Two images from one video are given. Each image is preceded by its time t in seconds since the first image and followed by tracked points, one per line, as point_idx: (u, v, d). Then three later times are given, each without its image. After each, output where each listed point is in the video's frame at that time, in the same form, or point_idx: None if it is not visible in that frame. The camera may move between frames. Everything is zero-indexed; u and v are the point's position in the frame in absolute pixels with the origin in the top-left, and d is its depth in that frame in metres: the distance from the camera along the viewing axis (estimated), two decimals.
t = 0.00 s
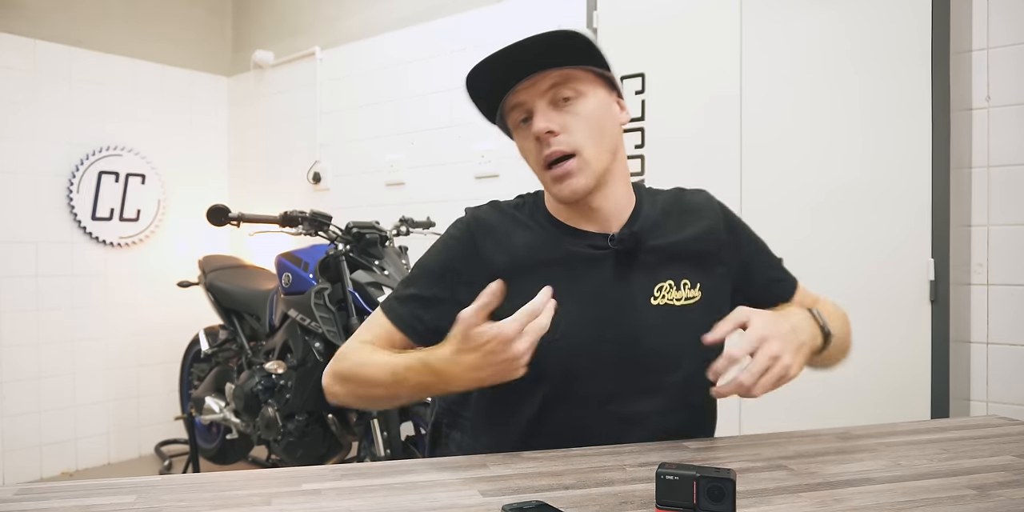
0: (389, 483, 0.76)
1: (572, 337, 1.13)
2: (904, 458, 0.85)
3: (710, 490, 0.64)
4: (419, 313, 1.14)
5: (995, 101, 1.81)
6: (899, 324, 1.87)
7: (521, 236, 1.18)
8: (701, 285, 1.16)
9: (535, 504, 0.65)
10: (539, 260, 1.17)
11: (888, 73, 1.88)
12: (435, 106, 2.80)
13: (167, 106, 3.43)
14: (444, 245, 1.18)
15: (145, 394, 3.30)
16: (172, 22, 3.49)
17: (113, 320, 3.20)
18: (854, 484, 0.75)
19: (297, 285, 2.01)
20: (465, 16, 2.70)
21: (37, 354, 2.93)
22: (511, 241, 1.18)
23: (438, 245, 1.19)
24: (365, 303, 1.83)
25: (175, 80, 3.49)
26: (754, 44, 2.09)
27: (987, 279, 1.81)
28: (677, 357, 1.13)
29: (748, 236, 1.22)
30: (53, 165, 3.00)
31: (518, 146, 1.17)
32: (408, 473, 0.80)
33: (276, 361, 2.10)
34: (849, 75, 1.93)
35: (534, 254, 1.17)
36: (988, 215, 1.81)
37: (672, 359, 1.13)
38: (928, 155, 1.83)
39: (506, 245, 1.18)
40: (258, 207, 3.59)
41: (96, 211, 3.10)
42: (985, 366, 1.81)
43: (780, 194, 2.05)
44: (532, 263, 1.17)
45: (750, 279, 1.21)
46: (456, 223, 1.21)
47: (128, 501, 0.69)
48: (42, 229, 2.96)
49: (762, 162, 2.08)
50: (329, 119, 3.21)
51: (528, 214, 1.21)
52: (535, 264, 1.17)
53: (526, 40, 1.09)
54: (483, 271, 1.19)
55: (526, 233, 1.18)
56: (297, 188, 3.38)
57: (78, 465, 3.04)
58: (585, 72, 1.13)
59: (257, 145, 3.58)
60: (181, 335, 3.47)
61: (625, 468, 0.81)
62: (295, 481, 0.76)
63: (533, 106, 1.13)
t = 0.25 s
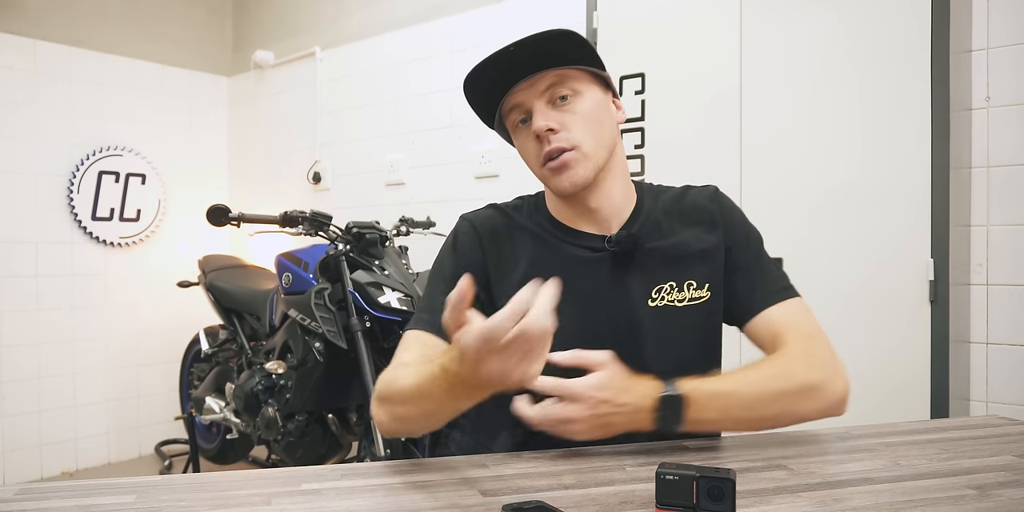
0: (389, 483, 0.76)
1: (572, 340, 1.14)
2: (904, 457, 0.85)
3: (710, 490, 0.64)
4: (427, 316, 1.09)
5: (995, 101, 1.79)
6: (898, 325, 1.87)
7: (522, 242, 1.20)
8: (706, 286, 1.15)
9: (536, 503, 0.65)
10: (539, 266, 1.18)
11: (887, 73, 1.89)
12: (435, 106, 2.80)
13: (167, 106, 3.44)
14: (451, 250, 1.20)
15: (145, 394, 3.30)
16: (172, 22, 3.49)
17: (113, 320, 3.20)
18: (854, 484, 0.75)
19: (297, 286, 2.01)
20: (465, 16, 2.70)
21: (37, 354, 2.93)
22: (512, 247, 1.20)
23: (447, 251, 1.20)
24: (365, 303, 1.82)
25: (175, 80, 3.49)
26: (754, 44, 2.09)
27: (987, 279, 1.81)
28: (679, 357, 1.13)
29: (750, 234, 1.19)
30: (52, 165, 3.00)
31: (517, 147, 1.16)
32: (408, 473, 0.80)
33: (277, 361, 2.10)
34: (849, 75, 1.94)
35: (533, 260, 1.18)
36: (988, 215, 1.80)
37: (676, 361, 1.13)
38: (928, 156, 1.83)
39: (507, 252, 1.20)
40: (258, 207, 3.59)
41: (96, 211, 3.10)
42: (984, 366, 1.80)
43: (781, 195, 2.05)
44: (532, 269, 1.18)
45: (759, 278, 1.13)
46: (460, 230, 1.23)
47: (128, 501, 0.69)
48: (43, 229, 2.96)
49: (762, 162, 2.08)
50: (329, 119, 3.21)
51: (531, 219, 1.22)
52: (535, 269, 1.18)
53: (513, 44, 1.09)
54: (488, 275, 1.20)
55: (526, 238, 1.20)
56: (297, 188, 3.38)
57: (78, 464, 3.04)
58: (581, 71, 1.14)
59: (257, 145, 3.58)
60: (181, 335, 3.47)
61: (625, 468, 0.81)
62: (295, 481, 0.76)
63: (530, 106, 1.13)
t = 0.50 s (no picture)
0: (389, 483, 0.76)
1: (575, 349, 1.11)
2: (904, 457, 0.85)
3: (710, 490, 0.64)
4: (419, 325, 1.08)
5: (994, 101, 1.79)
6: (898, 325, 1.87)
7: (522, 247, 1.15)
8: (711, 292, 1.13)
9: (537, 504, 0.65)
10: (539, 272, 1.13)
11: (887, 73, 1.89)
12: (435, 106, 2.80)
13: (166, 106, 3.43)
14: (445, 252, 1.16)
15: (145, 394, 3.30)
16: (172, 22, 3.49)
17: (113, 320, 3.20)
18: (854, 484, 0.75)
19: (297, 286, 2.01)
20: (465, 16, 2.70)
21: (37, 353, 2.93)
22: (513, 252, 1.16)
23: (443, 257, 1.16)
24: (365, 303, 1.83)
25: (175, 80, 3.49)
26: (755, 43, 2.09)
27: (986, 279, 1.81)
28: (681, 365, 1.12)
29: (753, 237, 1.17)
30: (52, 165, 3.00)
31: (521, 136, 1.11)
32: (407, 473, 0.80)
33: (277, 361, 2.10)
34: (849, 75, 1.94)
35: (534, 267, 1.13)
36: (988, 215, 1.80)
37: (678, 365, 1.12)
38: (928, 156, 1.84)
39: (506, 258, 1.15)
40: (258, 207, 3.59)
41: (96, 211, 3.10)
42: (984, 366, 1.80)
43: (781, 195, 2.05)
44: (533, 274, 1.13)
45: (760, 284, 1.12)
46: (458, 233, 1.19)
47: (129, 501, 0.69)
48: (43, 229, 2.96)
49: (762, 162, 2.08)
50: (329, 119, 3.21)
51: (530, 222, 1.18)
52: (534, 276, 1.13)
53: (533, 25, 1.04)
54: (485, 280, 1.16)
55: (527, 242, 1.15)
56: (297, 188, 3.38)
57: (78, 464, 3.04)
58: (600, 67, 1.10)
59: (257, 145, 3.58)
60: (181, 335, 3.47)
61: (625, 469, 0.81)
62: (295, 481, 0.77)
63: (542, 95, 1.08)
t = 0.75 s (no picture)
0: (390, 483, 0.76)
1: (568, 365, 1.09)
2: (904, 458, 0.85)
3: (710, 491, 0.64)
4: (405, 328, 1.08)
5: (994, 101, 1.79)
6: (898, 325, 1.87)
7: (515, 257, 1.13)
8: (705, 310, 1.12)
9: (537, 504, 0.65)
10: (532, 287, 1.11)
11: (887, 73, 1.89)
12: (435, 106, 2.80)
13: (167, 106, 3.44)
14: (437, 261, 1.15)
15: (145, 394, 3.30)
16: (172, 22, 3.49)
17: (113, 320, 3.20)
18: (854, 484, 0.75)
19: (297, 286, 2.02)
20: (465, 16, 2.70)
21: (37, 354, 2.93)
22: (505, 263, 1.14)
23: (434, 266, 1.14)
24: (366, 303, 1.83)
25: (175, 80, 3.49)
26: (755, 43, 2.09)
27: (986, 279, 1.81)
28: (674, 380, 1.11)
29: (751, 252, 1.16)
30: (52, 165, 3.00)
31: (522, 147, 1.06)
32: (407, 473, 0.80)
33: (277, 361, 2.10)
34: (849, 75, 1.94)
35: (527, 280, 1.12)
36: (988, 215, 1.80)
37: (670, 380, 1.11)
38: (928, 156, 1.84)
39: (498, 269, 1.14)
40: (258, 207, 3.59)
41: (96, 211, 3.10)
42: (984, 366, 1.80)
43: (781, 195, 2.05)
44: (525, 287, 1.11)
45: (755, 303, 1.12)
46: (451, 239, 1.16)
47: (129, 501, 0.69)
48: (43, 229, 2.96)
49: (762, 162, 2.08)
50: (329, 119, 3.21)
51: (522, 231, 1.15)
52: (527, 289, 1.11)
53: (560, 46, 0.97)
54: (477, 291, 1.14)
55: (521, 253, 1.13)
56: (297, 188, 3.38)
57: (78, 464, 3.04)
58: (617, 84, 1.04)
59: (257, 145, 3.58)
60: (181, 335, 3.47)
61: (625, 469, 0.81)
62: (296, 481, 0.77)
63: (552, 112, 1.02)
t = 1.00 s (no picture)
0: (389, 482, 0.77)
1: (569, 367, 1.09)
2: (904, 458, 0.85)
3: (710, 491, 0.64)
4: (405, 328, 1.08)
5: (994, 101, 1.79)
6: (898, 326, 1.87)
7: (516, 259, 1.13)
8: (707, 313, 1.12)
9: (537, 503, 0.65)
10: (532, 288, 1.11)
11: (887, 73, 1.89)
12: (435, 106, 2.80)
13: (167, 106, 3.44)
14: (438, 262, 1.14)
15: (145, 394, 3.30)
16: (172, 22, 3.49)
17: (113, 320, 3.20)
18: (854, 484, 0.75)
19: (297, 286, 2.01)
20: (465, 16, 2.70)
21: (37, 353, 2.93)
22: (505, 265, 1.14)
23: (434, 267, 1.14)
24: (366, 303, 1.83)
25: (175, 80, 3.49)
26: (755, 43, 2.09)
27: (986, 279, 1.80)
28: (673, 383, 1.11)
29: (753, 255, 1.16)
30: (52, 165, 3.00)
31: (527, 151, 1.06)
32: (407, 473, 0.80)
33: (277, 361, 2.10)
34: (849, 75, 1.94)
35: (528, 282, 1.11)
36: (988, 215, 1.80)
37: (670, 382, 1.11)
38: (928, 156, 1.83)
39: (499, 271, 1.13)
40: (258, 207, 3.59)
41: (96, 211, 3.10)
42: (985, 366, 1.79)
43: (781, 196, 2.05)
44: (526, 289, 1.11)
45: (755, 306, 1.12)
46: (452, 240, 1.16)
47: (129, 501, 0.69)
48: (42, 229, 2.96)
49: (762, 163, 2.08)
50: (329, 119, 3.21)
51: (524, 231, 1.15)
52: (528, 291, 1.11)
53: (572, 53, 0.97)
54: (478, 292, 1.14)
55: (522, 254, 1.13)
56: (297, 188, 3.38)
57: (78, 464, 3.04)
58: (625, 91, 1.04)
59: (257, 145, 3.58)
60: (181, 335, 3.47)
61: (625, 469, 0.81)
62: (296, 481, 0.77)
63: (559, 116, 1.02)
